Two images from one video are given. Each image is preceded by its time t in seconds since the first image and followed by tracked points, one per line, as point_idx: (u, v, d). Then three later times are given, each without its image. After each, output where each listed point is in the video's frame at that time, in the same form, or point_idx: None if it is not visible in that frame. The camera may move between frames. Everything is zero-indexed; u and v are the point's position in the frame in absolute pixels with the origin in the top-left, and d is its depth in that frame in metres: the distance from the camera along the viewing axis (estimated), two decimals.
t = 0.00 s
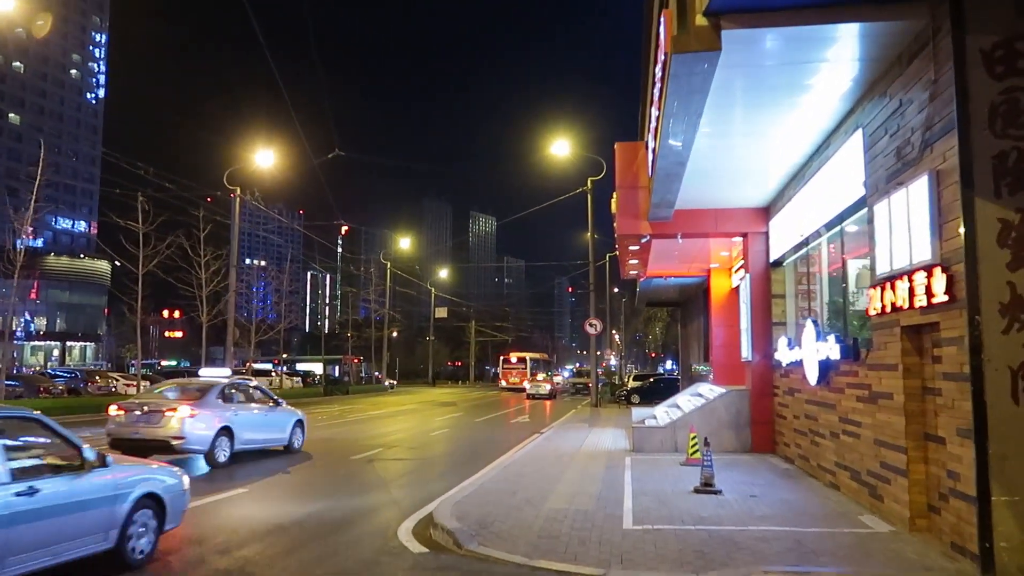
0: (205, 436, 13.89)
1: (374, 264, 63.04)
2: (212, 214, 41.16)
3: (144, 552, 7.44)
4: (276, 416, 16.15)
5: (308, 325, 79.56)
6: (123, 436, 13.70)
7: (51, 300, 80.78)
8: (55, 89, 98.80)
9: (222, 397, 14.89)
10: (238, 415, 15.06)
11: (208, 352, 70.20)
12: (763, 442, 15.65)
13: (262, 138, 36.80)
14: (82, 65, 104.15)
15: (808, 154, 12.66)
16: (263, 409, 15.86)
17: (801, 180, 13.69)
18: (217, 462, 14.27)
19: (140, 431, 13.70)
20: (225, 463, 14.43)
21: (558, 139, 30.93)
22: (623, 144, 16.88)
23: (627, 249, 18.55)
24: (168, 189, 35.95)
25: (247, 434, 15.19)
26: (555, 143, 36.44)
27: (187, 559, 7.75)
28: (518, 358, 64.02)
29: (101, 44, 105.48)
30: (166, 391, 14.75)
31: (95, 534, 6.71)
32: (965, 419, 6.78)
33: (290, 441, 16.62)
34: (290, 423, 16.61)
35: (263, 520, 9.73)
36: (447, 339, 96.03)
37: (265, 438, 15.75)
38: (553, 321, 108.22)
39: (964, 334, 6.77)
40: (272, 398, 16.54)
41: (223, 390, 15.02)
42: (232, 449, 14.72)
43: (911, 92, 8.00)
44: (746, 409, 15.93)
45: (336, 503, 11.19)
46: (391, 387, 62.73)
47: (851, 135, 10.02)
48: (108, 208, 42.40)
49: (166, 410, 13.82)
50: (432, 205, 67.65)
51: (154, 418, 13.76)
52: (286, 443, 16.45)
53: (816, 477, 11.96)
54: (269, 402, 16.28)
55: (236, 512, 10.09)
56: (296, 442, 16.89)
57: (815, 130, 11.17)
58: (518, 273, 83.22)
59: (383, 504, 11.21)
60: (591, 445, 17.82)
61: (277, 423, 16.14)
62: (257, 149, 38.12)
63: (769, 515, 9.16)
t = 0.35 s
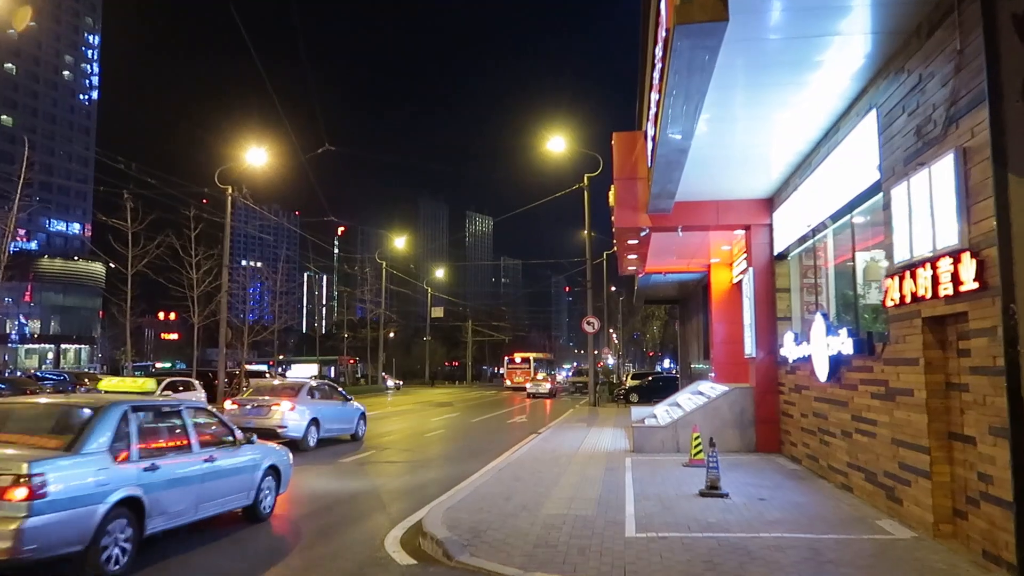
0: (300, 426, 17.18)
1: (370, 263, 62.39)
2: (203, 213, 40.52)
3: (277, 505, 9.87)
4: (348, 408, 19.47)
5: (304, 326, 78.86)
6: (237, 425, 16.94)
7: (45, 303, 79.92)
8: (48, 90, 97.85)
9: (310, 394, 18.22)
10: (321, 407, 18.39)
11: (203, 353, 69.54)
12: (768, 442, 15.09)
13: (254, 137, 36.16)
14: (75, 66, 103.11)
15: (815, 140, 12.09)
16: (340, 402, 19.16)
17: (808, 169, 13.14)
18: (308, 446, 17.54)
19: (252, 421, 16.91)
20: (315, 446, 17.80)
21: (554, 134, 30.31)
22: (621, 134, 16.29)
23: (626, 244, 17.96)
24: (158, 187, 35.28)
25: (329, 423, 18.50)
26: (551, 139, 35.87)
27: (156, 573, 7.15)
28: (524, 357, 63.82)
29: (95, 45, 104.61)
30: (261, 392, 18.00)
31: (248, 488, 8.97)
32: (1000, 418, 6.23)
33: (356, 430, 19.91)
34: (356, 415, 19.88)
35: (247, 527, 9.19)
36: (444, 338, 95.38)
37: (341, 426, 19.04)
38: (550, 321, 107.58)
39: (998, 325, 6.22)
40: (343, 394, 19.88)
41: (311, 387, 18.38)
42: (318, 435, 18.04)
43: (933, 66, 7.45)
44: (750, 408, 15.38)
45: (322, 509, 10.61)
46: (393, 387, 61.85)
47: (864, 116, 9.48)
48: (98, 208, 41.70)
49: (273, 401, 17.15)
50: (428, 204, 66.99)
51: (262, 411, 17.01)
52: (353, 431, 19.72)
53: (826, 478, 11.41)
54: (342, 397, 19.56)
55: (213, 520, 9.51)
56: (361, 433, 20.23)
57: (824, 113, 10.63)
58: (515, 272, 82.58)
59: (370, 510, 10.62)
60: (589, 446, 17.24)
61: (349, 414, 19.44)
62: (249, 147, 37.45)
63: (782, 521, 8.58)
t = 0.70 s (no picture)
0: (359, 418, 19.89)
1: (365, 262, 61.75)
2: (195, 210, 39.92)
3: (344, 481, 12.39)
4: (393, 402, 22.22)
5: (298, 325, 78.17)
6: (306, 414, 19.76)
7: (38, 303, 78.81)
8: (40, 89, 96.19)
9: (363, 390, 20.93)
10: (373, 401, 21.03)
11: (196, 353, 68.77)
12: (772, 442, 14.52)
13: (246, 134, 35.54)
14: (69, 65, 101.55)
15: (823, 125, 11.49)
16: (388, 397, 21.93)
17: (815, 157, 12.58)
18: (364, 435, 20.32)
19: (319, 411, 19.72)
20: (369, 435, 20.53)
21: (550, 130, 29.83)
22: (619, 123, 15.69)
23: (624, 237, 17.36)
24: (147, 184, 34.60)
25: (379, 415, 21.23)
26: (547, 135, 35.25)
27: None
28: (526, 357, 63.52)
29: (89, 44, 103.86)
30: (321, 389, 20.78)
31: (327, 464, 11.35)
32: None
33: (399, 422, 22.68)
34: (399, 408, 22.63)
35: (222, 533, 8.64)
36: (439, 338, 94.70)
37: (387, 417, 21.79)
38: (547, 320, 107.00)
39: None
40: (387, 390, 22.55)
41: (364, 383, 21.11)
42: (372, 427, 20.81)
43: (959, 35, 6.88)
44: (753, 407, 14.81)
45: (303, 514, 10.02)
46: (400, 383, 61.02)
47: (879, 96, 8.92)
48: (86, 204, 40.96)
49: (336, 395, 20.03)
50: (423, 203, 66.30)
51: (328, 404, 19.80)
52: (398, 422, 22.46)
53: (835, 481, 10.83)
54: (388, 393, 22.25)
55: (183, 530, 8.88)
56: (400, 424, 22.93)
57: (834, 96, 10.08)
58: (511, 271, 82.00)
59: (354, 515, 10.02)
60: (586, 447, 16.68)
61: (394, 407, 22.22)
62: (240, 144, 36.81)
63: (793, 527, 8.01)
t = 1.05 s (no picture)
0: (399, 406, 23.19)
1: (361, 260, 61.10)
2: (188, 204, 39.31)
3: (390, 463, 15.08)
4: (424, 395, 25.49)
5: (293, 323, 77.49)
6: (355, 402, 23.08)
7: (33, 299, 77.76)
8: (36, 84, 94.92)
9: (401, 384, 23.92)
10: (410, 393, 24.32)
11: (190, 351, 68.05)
12: (778, 442, 13.94)
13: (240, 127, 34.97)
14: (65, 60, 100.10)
15: (839, 109, 10.93)
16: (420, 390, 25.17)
17: (827, 144, 12.03)
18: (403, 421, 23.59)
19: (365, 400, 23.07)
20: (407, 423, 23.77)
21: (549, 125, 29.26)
22: (621, 110, 15.14)
23: (625, 230, 16.78)
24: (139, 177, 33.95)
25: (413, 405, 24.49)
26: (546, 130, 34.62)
27: None
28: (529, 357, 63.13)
29: (87, 40, 102.92)
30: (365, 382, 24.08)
31: (378, 444, 13.79)
32: None
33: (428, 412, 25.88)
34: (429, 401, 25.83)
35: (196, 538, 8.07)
36: (436, 337, 94.10)
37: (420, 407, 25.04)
38: (544, 319, 106.38)
39: None
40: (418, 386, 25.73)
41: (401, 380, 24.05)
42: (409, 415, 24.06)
43: None
44: (759, 406, 14.24)
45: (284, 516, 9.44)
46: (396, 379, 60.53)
47: (903, 73, 8.38)
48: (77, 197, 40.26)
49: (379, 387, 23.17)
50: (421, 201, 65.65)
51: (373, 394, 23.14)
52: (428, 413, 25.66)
53: (849, 483, 10.25)
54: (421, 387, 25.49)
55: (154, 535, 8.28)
56: (430, 415, 25.99)
57: (851, 76, 9.54)
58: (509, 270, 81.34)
59: (339, 517, 9.44)
60: (584, 446, 16.08)
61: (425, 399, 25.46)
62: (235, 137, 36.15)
63: (810, 533, 7.42)
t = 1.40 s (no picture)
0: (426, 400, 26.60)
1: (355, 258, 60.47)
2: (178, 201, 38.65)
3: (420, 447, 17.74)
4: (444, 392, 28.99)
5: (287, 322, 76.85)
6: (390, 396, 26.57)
7: (26, 301, 76.89)
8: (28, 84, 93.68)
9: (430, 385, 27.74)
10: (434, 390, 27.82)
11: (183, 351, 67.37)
12: (785, 442, 13.33)
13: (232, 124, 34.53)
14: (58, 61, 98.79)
15: (852, 89, 10.31)
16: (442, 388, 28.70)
17: (836, 128, 11.43)
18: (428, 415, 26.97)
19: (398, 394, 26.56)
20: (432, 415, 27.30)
21: (545, 119, 28.74)
22: (621, 95, 14.53)
23: (624, 222, 16.17)
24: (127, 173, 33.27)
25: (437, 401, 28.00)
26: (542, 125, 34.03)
27: None
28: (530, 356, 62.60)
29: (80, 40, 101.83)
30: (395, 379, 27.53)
31: (411, 432, 16.34)
32: None
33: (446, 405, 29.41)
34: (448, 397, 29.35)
35: (162, 555, 7.49)
36: (432, 336, 93.52)
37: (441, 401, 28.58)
38: (540, 318, 105.87)
39: None
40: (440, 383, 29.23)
41: (428, 379, 27.74)
42: (433, 407, 27.63)
43: None
44: (766, 404, 13.64)
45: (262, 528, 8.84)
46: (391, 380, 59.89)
47: (928, 42, 7.79)
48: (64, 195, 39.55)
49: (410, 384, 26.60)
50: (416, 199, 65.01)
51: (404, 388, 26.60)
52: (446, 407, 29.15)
53: (866, 486, 9.63)
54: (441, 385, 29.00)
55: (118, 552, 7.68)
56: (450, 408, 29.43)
57: (868, 50, 8.95)
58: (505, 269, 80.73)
59: (319, 530, 8.84)
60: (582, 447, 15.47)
61: (444, 395, 28.97)
62: (225, 133, 35.47)
63: (833, 543, 6.81)
